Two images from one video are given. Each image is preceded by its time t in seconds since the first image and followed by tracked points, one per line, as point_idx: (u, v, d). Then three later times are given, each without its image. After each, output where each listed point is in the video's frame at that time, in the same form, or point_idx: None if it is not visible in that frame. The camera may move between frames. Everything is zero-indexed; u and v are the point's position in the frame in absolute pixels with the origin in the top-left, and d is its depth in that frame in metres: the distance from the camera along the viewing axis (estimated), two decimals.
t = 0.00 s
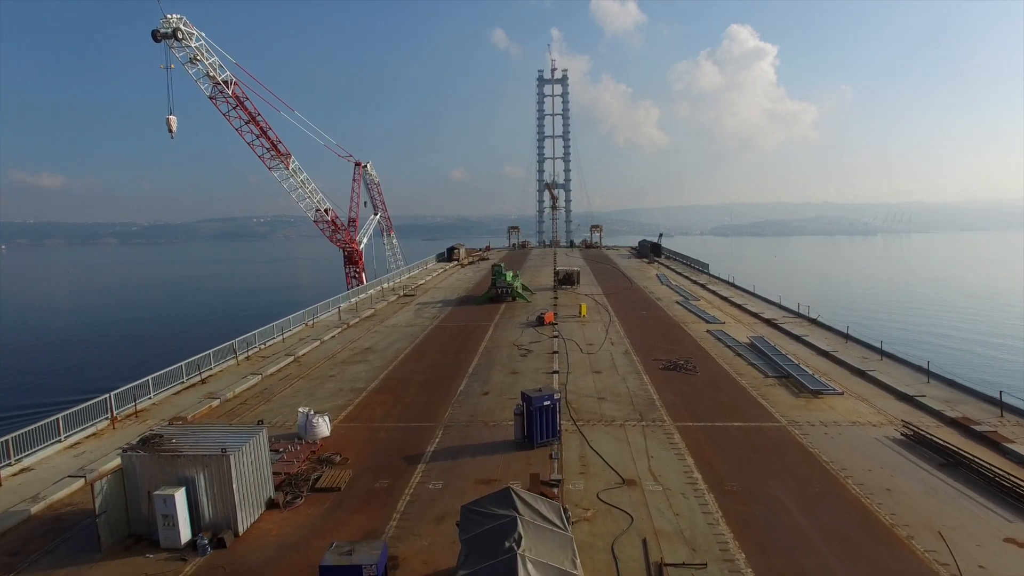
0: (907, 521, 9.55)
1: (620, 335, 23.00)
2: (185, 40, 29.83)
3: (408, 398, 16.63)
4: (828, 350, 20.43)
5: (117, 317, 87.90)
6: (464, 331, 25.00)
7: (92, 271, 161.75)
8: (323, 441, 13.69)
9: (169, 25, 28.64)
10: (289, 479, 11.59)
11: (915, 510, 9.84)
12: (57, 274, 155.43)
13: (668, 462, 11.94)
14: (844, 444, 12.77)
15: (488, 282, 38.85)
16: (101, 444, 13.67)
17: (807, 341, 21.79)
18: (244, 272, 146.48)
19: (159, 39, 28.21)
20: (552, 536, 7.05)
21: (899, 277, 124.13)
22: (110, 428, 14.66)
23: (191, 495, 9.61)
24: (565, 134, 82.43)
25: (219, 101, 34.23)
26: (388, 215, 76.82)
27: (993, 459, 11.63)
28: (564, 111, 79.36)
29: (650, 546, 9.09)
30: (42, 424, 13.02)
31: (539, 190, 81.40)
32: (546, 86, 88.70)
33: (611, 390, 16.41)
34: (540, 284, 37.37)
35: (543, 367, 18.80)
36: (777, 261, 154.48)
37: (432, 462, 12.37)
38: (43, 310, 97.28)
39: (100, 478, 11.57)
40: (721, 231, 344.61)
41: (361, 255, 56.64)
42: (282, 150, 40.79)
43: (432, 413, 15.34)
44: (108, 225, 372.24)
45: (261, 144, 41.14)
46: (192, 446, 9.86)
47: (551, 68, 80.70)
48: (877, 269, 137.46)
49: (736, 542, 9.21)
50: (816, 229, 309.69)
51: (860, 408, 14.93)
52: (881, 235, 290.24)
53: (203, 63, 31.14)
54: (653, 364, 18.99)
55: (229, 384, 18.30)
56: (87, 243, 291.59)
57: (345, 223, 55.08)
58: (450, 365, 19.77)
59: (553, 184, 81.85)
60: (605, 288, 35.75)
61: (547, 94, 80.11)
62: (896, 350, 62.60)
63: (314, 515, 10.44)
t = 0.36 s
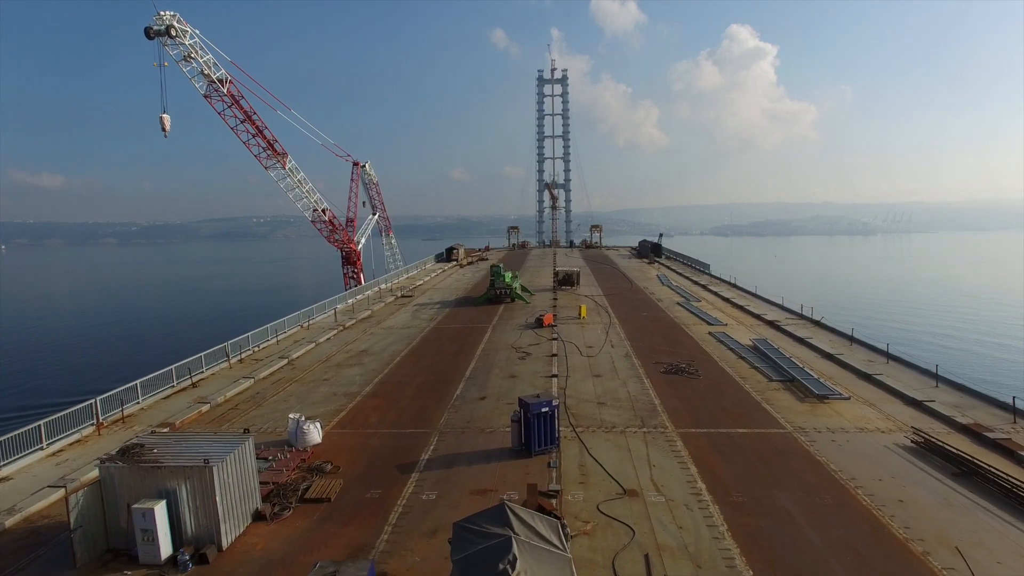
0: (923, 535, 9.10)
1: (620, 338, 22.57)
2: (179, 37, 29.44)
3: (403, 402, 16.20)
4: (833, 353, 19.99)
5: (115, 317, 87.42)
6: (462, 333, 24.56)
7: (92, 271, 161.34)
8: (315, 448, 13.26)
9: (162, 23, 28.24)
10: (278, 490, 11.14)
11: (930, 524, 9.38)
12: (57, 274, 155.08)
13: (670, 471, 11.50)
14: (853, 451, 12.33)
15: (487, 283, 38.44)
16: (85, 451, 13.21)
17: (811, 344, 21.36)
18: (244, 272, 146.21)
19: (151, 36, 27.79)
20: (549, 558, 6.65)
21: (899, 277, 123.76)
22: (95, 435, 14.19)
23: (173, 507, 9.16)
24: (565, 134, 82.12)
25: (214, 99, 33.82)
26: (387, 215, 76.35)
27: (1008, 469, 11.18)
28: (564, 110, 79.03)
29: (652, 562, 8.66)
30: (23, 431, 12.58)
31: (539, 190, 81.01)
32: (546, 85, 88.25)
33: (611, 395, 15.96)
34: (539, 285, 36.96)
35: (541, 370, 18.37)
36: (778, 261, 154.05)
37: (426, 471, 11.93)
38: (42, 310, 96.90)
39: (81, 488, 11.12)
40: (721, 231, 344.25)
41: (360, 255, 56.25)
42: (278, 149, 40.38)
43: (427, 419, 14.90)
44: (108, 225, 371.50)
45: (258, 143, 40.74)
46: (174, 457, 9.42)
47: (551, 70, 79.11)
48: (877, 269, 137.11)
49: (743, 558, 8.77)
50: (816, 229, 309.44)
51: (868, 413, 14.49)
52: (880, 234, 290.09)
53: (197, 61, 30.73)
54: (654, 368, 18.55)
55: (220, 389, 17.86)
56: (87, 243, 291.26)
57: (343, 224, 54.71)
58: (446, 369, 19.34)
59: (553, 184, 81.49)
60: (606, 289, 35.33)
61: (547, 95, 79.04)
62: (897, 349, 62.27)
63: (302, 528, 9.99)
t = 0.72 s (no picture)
0: (937, 549, 8.74)
1: (620, 340, 22.21)
2: (173, 35, 29.05)
3: (398, 406, 15.85)
4: (837, 355, 19.65)
5: (114, 317, 87.03)
6: (459, 334, 24.17)
7: (92, 271, 160.99)
8: (307, 454, 12.92)
9: (156, 20, 27.84)
10: (266, 499, 10.76)
11: (943, 537, 9.03)
12: (57, 274, 154.63)
13: (672, 480, 11.13)
14: (860, 458, 11.96)
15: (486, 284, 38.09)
16: (69, 458, 12.82)
17: (815, 346, 21.01)
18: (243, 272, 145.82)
19: (145, 33, 27.41)
20: None
21: (900, 277, 123.38)
22: (81, 441, 13.80)
23: (154, 519, 8.78)
24: (565, 134, 81.68)
25: (209, 98, 33.41)
26: (386, 215, 75.94)
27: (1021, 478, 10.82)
28: (565, 110, 78.63)
29: None
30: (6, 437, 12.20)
31: (539, 190, 80.49)
32: (545, 85, 87.84)
33: (611, 399, 15.60)
34: (539, 286, 36.55)
35: (540, 373, 17.99)
36: (778, 261, 153.56)
37: (420, 479, 11.58)
38: (41, 310, 96.59)
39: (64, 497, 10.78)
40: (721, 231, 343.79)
41: (358, 255, 55.88)
42: (275, 149, 40.03)
43: (423, 424, 14.53)
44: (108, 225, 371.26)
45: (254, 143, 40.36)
46: (157, 466, 9.05)
47: (552, 69, 78.71)
48: (877, 269, 136.74)
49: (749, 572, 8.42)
50: (816, 229, 309.06)
51: (874, 418, 14.13)
52: (880, 234, 289.65)
53: (192, 58, 30.33)
54: (655, 371, 18.18)
55: (212, 393, 17.48)
56: (89, 243, 290.95)
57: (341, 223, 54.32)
58: (443, 371, 18.98)
59: (553, 183, 81.05)
60: (606, 290, 34.95)
61: (546, 94, 78.55)
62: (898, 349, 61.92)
63: (291, 539, 9.64)
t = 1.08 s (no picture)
0: (953, 565, 8.32)
1: (620, 342, 21.81)
2: (167, 32, 28.63)
3: (392, 411, 15.43)
4: (841, 358, 19.25)
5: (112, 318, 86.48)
6: (456, 336, 23.76)
7: (91, 271, 160.37)
8: (297, 462, 12.52)
9: (149, 16, 27.42)
10: (252, 510, 10.34)
11: (959, 552, 8.62)
12: (56, 274, 154.16)
13: (674, 490, 10.73)
14: (869, 466, 11.56)
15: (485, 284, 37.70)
16: (50, 466, 12.38)
17: (819, 348, 20.59)
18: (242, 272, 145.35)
19: (138, 30, 27.00)
20: None
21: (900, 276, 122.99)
22: (64, 448, 13.36)
23: (132, 534, 8.36)
24: (565, 134, 81.29)
25: (204, 96, 32.99)
26: (384, 215, 75.50)
27: None
28: (565, 110, 78.33)
29: None
30: None
31: (539, 191, 80.03)
32: (545, 84, 87.54)
33: (611, 404, 15.19)
34: (538, 286, 36.14)
35: (538, 377, 17.58)
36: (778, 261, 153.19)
37: (413, 488, 11.17)
38: (39, 310, 96.12)
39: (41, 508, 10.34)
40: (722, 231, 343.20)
41: (356, 256, 55.48)
42: (271, 148, 39.62)
43: (417, 430, 14.11)
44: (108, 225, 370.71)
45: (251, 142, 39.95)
46: (135, 477, 8.63)
47: (552, 69, 78.46)
48: (877, 269, 136.51)
49: None
50: (817, 229, 308.65)
51: (881, 424, 13.72)
52: (881, 234, 289.19)
53: (186, 56, 29.92)
54: (656, 374, 17.77)
55: (202, 396, 17.05)
56: (88, 242, 290.44)
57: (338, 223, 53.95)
58: (439, 374, 18.58)
59: (553, 183, 80.68)
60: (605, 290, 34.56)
61: (546, 94, 78.31)
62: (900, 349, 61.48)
63: (276, 554, 9.23)
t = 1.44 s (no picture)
0: None
1: (620, 344, 21.39)
2: (159, 29, 28.18)
3: (386, 417, 15.00)
4: (846, 361, 18.83)
5: (110, 318, 85.98)
6: (453, 338, 23.32)
7: (90, 271, 159.92)
8: (286, 469, 12.11)
9: (141, 13, 26.97)
10: (236, 522, 9.91)
11: (977, 568, 8.20)
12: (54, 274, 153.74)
13: (676, 500, 10.32)
14: (878, 475, 11.14)
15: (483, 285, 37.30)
16: (30, 474, 11.95)
17: (822, 350, 20.17)
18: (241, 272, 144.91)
19: (129, 27, 26.55)
20: None
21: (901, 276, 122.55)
22: (45, 456, 12.93)
23: (107, 550, 7.95)
24: (565, 133, 80.87)
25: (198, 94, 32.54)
26: (383, 215, 75.05)
27: None
28: (565, 110, 77.89)
29: None
30: None
31: (538, 191, 79.54)
32: (545, 84, 87.03)
33: (610, 409, 14.77)
34: (537, 287, 35.72)
35: (535, 380, 17.15)
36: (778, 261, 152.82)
37: (405, 498, 10.75)
38: (36, 310, 95.69)
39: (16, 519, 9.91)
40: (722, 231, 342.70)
41: (353, 256, 55.06)
42: (267, 147, 39.15)
43: (411, 436, 13.68)
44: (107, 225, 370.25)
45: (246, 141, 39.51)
46: (111, 490, 8.22)
47: (551, 68, 77.93)
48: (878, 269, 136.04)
49: None
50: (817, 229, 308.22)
51: (889, 431, 13.29)
52: (881, 234, 288.77)
53: (180, 53, 29.48)
54: (657, 377, 17.35)
55: (191, 401, 16.63)
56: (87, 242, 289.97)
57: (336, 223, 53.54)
58: (435, 378, 18.16)
59: (552, 183, 80.28)
60: (605, 291, 34.13)
61: (546, 93, 77.90)
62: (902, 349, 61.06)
63: (260, 569, 8.80)
